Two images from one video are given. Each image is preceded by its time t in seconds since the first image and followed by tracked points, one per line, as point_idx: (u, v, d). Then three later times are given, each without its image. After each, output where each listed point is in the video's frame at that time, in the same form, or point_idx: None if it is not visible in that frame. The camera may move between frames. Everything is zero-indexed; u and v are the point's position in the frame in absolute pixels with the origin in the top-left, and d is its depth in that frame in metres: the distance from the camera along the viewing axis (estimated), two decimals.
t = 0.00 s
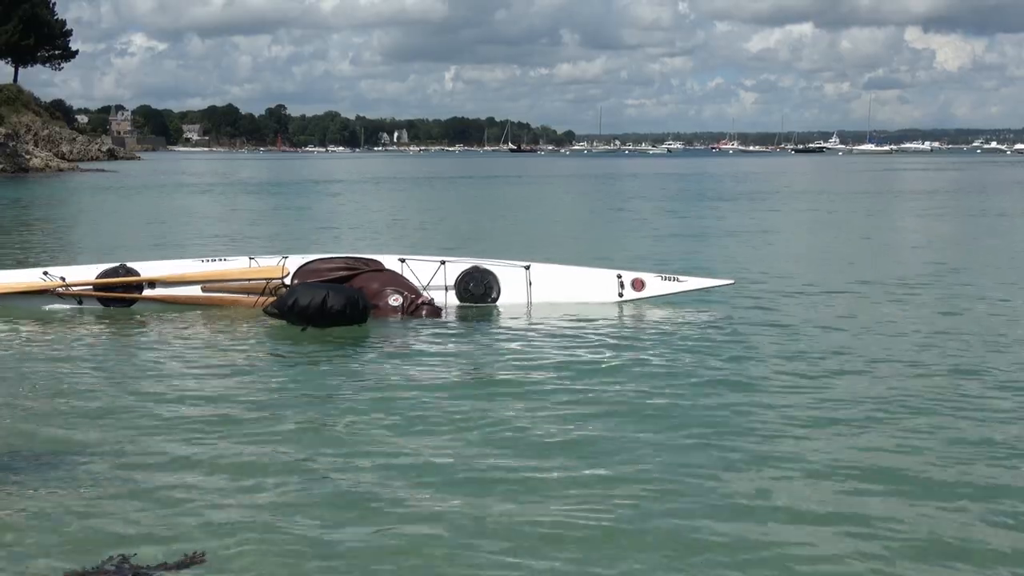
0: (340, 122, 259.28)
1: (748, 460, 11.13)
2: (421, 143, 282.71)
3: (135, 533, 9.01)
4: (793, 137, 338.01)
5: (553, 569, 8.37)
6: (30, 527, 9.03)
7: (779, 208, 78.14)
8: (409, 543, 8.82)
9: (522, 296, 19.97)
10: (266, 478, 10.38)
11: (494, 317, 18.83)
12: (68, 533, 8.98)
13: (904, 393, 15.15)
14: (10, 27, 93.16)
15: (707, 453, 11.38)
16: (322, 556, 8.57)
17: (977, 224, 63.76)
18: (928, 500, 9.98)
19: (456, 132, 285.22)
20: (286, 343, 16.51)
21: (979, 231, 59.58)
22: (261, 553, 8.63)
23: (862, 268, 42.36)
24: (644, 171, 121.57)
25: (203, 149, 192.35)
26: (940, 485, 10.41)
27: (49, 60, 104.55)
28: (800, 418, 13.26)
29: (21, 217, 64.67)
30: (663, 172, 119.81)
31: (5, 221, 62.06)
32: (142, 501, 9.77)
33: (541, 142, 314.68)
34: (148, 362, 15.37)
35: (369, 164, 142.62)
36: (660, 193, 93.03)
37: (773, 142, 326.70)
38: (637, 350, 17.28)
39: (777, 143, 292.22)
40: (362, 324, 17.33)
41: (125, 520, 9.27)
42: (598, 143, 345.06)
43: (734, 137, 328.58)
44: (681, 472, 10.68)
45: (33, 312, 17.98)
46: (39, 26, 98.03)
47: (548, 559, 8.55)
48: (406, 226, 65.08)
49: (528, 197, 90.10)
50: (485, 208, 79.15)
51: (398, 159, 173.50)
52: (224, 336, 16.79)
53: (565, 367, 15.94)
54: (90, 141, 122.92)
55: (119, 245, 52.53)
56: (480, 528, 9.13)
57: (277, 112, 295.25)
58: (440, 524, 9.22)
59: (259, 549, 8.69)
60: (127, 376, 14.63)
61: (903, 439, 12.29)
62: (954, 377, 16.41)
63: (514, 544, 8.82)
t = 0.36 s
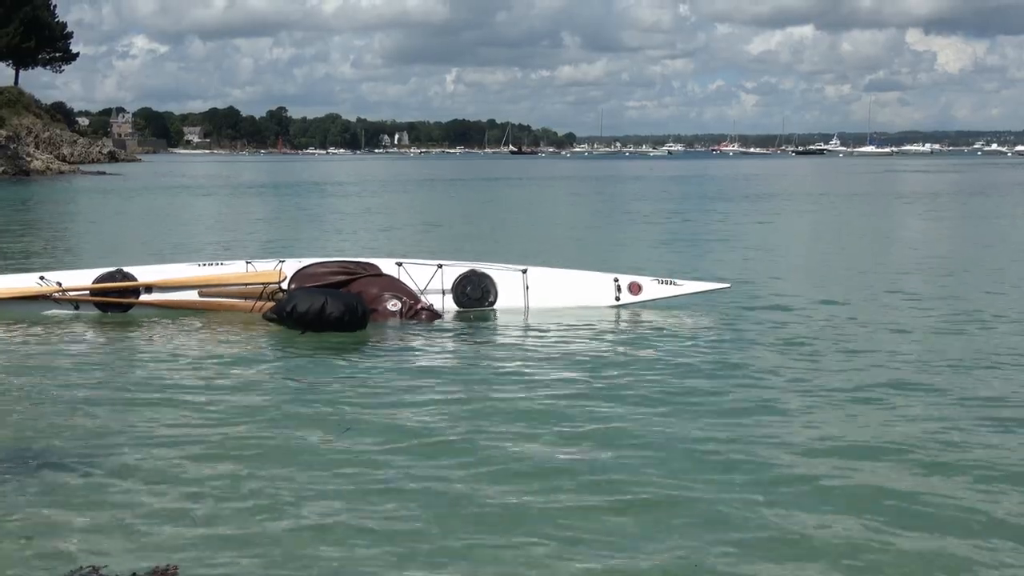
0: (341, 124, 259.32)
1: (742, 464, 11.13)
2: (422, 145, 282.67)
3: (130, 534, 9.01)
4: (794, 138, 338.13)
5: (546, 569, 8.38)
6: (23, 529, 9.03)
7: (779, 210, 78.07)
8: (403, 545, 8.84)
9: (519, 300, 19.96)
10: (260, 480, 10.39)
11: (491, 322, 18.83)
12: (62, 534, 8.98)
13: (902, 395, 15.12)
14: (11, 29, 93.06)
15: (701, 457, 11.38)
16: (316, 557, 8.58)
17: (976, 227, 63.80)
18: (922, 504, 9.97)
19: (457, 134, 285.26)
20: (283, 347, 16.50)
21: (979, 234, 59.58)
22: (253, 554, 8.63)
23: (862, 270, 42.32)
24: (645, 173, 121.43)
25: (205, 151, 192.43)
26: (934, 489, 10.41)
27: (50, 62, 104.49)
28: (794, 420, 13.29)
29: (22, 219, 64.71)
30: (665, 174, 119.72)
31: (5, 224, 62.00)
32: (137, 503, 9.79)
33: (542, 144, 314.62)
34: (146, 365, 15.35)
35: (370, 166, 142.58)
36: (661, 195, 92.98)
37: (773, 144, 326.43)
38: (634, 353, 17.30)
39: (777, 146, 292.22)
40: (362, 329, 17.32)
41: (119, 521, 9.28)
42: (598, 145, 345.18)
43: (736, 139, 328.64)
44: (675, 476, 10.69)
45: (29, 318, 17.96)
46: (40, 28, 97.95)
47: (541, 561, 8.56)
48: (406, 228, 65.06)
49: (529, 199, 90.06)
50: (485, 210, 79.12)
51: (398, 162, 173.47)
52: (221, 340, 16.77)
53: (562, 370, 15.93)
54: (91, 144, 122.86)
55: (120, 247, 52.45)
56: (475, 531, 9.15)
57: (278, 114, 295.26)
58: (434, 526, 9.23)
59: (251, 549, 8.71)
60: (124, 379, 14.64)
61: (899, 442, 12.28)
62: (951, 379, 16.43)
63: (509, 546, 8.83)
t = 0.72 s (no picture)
0: (342, 125, 259.30)
1: (749, 465, 11.10)
2: (423, 146, 282.74)
3: (138, 536, 8.99)
4: (795, 138, 338.38)
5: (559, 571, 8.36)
6: (33, 532, 9.03)
7: (780, 211, 78.06)
8: (414, 548, 8.81)
9: (519, 304, 19.96)
10: (268, 481, 10.39)
11: (491, 325, 18.82)
12: (72, 538, 8.95)
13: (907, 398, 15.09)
14: (13, 30, 93.10)
15: (704, 459, 11.36)
16: (326, 559, 8.57)
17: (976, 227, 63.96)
18: (926, 505, 9.96)
19: (457, 135, 285.36)
20: (284, 351, 16.48)
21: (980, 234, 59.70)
22: (264, 556, 8.62)
23: (863, 272, 42.30)
24: (645, 175, 121.48)
25: (206, 153, 192.54)
26: (943, 491, 10.39)
27: (51, 63, 104.54)
28: (794, 422, 13.32)
29: (24, 220, 64.70)
30: (665, 175, 119.78)
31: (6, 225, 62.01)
32: (142, 502, 9.80)
33: (543, 145, 314.68)
34: (147, 368, 15.36)
35: (372, 167, 142.88)
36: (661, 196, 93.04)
37: (774, 145, 326.43)
38: (635, 355, 17.30)
39: (777, 147, 292.33)
40: (364, 333, 17.30)
41: (128, 524, 9.26)
42: (599, 146, 345.21)
43: (735, 139, 328.76)
44: (684, 477, 10.65)
45: (30, 322, 17.94)
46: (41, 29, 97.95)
47: (553, 563, 8.54)
48: (406, 229, 65.05)
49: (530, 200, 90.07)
50: (486, 211, 79.11)
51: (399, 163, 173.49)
52: (222, 344, 16.77)
53: (563, 373, 15.95)
54: (92, 145, 122.86)
55: (121, 249, 52.45)
56: (486, 531, 9.14)
57: (279, 115, 295.33)
58: (445, 528, 9.22)
59: (257, 551, 8.69)
60: (125, 381, 14.65)
61: (905, 445, 12.26)
62: (952, 380, 16.46)
63: (522, 549, 8.80)
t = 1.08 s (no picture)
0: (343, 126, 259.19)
1: (755, 466, 11.08)
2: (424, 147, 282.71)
3: (143, 542, 8.96)
4: (796, 139, 338.27)
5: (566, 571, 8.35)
6: (36, 537, 9.00)
7: (781, 211, 78.04)
8: (418, 551, 8.78)
9: (520, 306, 19.96)
10: (275, 484, 10.44)
11: (493, 328, 18.82)
12: (75, 544, 8.91)
13: (911, 398, 15.07)
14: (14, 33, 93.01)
15: (709, 459, 11.40)
16: (330, 564, 8.55)
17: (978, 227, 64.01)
18: (932, 503, 10.01)
19: (458, 137, 285.35)
20: (287, 355, 16.49)
21: (982, 234, 59.73)
22: (268, 561, 8.59)
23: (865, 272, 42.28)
24: (646, 176, 121.51)
25: (207, 156, 192.62)
26: (949, 493, 10.34)
27: (52, 65, 104.51)
28: (798, 422, 13.34)
29: (26, 223, 64.72)
30: (666, 176, 119.74)
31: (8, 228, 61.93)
32: (152, 504, 9.85)
33: (545, 146, 314.68)
34: (150, 373, 15.37)
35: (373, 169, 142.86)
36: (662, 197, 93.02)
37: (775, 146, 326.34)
38: (637, 358, 17.31)
39: (778, 147, 292.31)
40: (366, 338, 17.30)
41: (133, 528, 9.24)
42: (600, 147, 345.10)
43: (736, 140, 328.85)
44: (688, 479, 10.62)
45: (33, 327, 17.96)
46: (42, 31, 97.88)
47: (559, 566, 8.49)
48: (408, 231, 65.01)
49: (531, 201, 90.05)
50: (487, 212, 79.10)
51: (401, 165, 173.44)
52: (225, 348, 16.77)
53: (566, 375, 15.96)
54: (93, 147, 122.80)
55: (122, 251, 52.38)
56: (491, 535, 9.11)
57: (280, 117, 295.31)
58: (451, 532, 9.17)
59: (267, 552, 8.75)
60: (129, 386, 14.67)
61: (911, 446, 12.22)
62: (954, 380, 16.49)
63: (527, 553, 8.76)
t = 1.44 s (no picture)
0: (344, 127, 259.24)
1: (752, 467, 11.02)
2: (425, 148, 282.66)
3: (133, 548, 8.92)
4: (797, 139, 337.88)
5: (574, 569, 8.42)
6: (24, 543, 8.95)
7: (782, 211, 77.92)
8: (418, 551, 8.77)
9: (524, 308, 19.97)
10: (283, 483, 10.53)
11: (497, 330, 18.83)
12: (66, 550, 8.88)
13: (911, 397, 14.99)
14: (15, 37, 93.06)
15: (714, 455, 11.49)
16: (320, 570, 8.48)
17: (981, 226, 63.83)
18: (937, 499, 10.08)
19: (459, 138, 285.28)
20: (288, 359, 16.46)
21: (984, 232, 59.58)
22: (279, 558, 8.67)
23: (867, 271, 42.24)
24: (648, 175, 121.43)
25: (208, 158, 192.73)
26: (946, 492, 10.25)
27: (53, 69, 104.62)
28: (801, 420, 13.40)
29: (27, 226, 64.80)
30: (667, 176, 119.70)
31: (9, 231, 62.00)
32: (161, 503, 9.94)
33: (546, 147, 314.56)
34: (152, 377, 15.38)
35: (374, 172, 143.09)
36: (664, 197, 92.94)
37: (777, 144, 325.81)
38: (640, 358, 17.35)
39: (779, 146, 292.11)
40: (370, 341, 17.30)
41: (133, 531, 9.24)
42: (600, 147, 344.95)
43: (737, 140, 328.51)
44: (694, 476, 10.69)
45: (36, 332, 17.98)
46: (42, 36, 97.92)
47: (567, 562, 8.56)
48: (409, 232, 65.04)
49: (532, 202, 90.05)
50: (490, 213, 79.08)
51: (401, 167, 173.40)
52: (229, 352, 16.80)
53: (569, 375, 16.00)
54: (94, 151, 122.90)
55: (124, 254, 52.45)
56: (485, 539, 9.04)
57: (280, 119, 295.61)
58: (443, 535, 9.10)
59: (278, 550, 8.83)
60: (135, 390, 14.73)
61: (910, 445, 12.14)
62: (957, 377, 16.52)
63: (520, 555, 8.69)
